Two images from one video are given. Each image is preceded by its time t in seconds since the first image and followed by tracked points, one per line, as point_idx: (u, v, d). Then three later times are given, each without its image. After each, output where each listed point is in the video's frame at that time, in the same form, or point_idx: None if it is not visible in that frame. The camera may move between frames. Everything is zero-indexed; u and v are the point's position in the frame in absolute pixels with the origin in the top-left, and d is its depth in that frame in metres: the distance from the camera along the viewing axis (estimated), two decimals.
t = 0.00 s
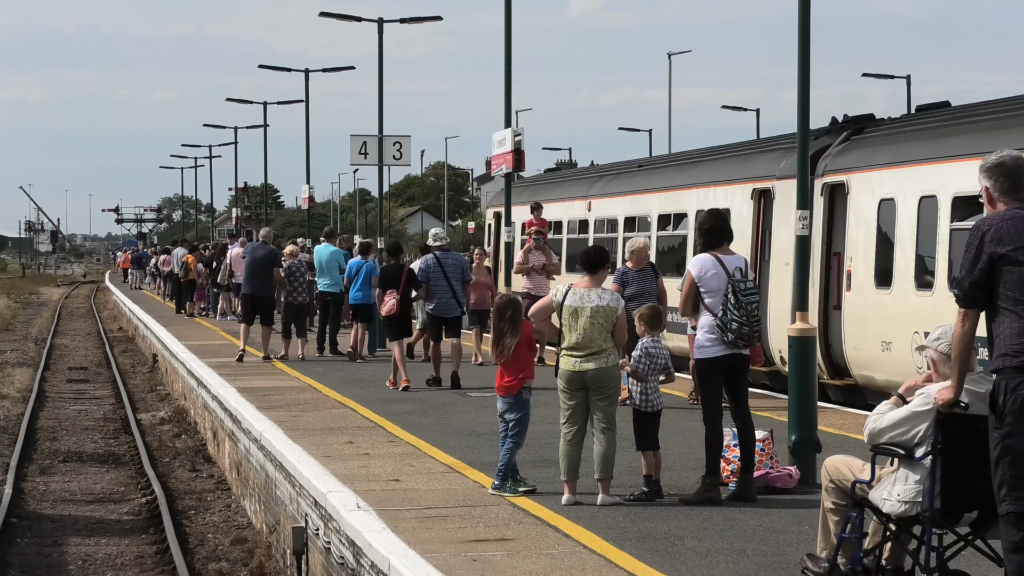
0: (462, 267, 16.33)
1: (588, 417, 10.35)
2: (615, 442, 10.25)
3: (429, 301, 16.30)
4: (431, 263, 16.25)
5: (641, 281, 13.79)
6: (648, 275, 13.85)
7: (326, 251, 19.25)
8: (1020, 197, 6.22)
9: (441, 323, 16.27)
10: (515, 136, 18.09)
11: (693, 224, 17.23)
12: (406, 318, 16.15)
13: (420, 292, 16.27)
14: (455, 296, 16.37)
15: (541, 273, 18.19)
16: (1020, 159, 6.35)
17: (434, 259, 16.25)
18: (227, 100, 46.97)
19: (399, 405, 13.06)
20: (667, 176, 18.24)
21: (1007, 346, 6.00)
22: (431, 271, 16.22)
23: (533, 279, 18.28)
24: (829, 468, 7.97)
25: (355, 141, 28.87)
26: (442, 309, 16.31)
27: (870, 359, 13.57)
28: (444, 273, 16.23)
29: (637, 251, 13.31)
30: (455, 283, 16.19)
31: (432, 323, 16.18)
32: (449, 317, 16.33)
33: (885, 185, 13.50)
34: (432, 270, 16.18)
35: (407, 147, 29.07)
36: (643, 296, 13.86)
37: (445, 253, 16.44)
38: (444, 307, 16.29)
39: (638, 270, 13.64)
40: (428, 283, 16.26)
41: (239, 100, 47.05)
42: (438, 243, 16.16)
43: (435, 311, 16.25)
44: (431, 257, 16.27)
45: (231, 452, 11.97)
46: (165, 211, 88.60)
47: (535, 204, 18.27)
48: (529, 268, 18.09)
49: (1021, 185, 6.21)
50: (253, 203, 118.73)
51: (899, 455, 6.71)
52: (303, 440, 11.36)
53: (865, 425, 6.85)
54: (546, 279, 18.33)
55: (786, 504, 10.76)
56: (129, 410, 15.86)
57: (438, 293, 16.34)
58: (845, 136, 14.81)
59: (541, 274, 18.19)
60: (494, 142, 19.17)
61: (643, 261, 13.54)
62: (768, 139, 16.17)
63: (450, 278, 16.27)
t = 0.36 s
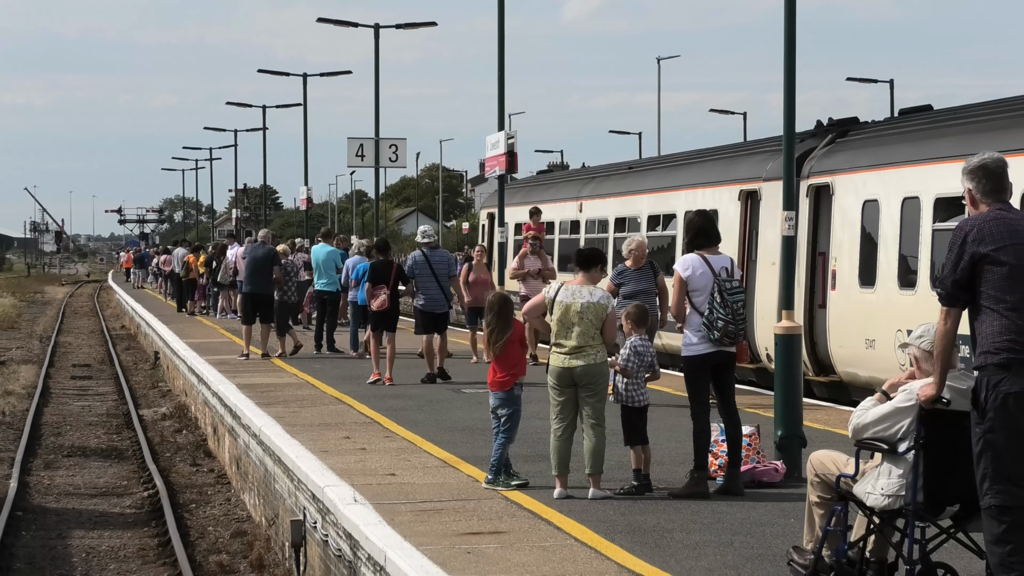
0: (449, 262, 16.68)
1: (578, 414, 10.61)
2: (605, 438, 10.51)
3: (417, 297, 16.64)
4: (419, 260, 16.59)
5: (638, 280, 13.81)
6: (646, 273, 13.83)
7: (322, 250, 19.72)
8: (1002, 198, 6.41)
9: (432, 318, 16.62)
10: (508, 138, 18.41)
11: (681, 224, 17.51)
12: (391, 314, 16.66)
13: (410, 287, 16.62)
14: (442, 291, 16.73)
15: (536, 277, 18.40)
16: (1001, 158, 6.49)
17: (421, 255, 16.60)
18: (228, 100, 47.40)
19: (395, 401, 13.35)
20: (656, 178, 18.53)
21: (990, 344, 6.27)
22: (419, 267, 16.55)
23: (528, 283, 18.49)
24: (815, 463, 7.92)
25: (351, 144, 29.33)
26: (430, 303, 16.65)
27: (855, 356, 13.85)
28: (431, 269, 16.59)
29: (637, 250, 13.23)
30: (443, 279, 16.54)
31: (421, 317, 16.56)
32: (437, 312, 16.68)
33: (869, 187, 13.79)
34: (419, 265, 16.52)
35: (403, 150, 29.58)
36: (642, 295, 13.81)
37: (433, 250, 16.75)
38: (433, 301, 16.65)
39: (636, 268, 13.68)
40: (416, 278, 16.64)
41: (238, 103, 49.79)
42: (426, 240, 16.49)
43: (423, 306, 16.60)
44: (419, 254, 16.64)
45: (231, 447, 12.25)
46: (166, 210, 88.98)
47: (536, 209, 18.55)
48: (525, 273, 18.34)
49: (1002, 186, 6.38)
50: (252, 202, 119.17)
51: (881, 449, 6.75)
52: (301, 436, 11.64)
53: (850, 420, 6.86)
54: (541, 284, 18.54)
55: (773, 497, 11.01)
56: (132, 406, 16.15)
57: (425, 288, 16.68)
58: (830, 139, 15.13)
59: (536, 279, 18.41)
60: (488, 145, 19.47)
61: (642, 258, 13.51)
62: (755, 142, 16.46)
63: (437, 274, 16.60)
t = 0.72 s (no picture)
0: (444, 266, 17.08)
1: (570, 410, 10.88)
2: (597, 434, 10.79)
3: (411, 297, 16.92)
4: (417, 261, 16.90)
5: (632, 279, 14.06)
6: (639, 272, 14.08)
7: (320, 250, 19.92)
8: (986, 200, 6.49)
9: (426, 318, 16.91)
10: (503, 141, 18.70)
11: (671, 225, 17.81)
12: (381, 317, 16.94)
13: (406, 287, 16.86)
14: (437, 293, 17.06)
15: (533, 273, 18.62)
16: (986, 161, 6.58)
17: (420, 257, 16.91)
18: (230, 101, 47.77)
19: (392, 398, 13.64)
20: (647, 180, 18.84)
21: (975, 342, 6.37)
22: (417, 268, 16.85)
23: (525, 279, 18.71)
24: (800, 457, 7.98)
25: (349, 147, 29.68)
26: (424, 304, 16.96)
27: (842, 354, 14.15)
28: (428, 271, 16.90)
29: (630, 246, 13.47)
30: (439, 280, 16.87)
31: (415, 317, 16.86)
32: (430, 313, 16.98)
33: (854, 188, 14.10)
34: (418, 266, 16.83)
35: (401, 153, 29.90)
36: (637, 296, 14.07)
37: (429, 252, 17.10)
38: (427, 300, 16.90)
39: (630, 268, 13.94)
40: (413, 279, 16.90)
41: (238, 107, 53.23)
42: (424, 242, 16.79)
43: (417, 307, 16.88)
44: (417, 255, 16.93)
45: (232, 442, 12.55)
46: (167, 211, 89.33)
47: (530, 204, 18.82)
48: (521, 268, 18.53)
49: (986, 188, 6.45)
50: (254, 202, 119.57)
51: (866, 444, 6.83)
52: (301, 432, 11.92)
53: (835, 416, 6.94)
54: (537, 280, 18.76)
55: (761, 492, 11.29)
56: (135, 402, 16.44)
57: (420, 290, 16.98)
58: (816, 142, 15.46)
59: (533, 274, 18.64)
60: (484, 147, 19.75)
61: (635, 257, 13.80)
62: (743, 145, 16.75)
63: (434, 276, 16.95)
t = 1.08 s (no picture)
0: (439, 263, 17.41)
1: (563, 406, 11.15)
2: (589, 429, 11.06)
3: (407, 294, 17.29)
4: (415, 260, 17.18)
5: (633, 281, 14.38)
6: (640, 274, 14.41)
7: (320, 250, 20.14)
8: (969, 200, 6.50)
9: (424, 315, 17.29)
10: (498, 144, 19.00)
11: (662, 226, 18.11)
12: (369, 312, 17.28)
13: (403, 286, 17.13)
14: (433, 290, 17.44)
15: (531, 274, 18.94)
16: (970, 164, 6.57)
17: (418, 256, 17.22)
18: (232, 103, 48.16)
19: (390, 394, 13.94)
20: (638, 181, 19.14)
21: (960, 339, 6.31)
22: (415, 267, 17.15)
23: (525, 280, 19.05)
24: (787, 452, 8.14)
25: (348, 149, 30.03)
26: (421, 301, 17.35)
27: (828, 352, 14.47)
28: (424, 270, 17.20)
29: (632, 252, 13.74)
30: (435, 279, 17.23)
31: (411, 313, 17.25)
32: (427, 309, 17.39)
33: (840, 190, 14.41)
34: (416, 265, 17.12)
35: (399, 155, 30.23)
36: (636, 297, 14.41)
37: (425, 250, 17.44)
38: (423, 298, 17.29)
39: (630, 269, 14.26)
40: (410, 277, 17.19)
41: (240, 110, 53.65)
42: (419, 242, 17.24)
43: (413, 303, 17.28)
44: (415, 254, 17.24)
45: (233, 438, 12.85)
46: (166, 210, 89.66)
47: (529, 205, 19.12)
48: (519, 270, 18.92)
49: (971, 189, 6.47)
50: (254, 201, 120.28)
51: (852, 439, 7.00)
52: (302, 427, 12.22)
53: (821, 412, 7.09)
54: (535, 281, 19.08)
55: (749, 486, 11.58)
56: (139, 399, 16.75)
57: (416, 287, 17.32)
58: (803, 144, 15.78)
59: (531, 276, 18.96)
60: (479, 150, 20.04)
61: (637, 260, 14.11)
62: (732, 147, 17.05)
63: (431, 274, 17.30)
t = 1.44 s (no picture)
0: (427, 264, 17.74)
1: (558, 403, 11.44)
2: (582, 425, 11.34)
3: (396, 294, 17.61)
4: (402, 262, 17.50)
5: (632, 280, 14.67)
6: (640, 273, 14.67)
7: (320, 250, 20.45)
8: (954, 202, 6.65)
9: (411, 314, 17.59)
10: (493, 147, 19.30)
11: (654, 227, 18.41)
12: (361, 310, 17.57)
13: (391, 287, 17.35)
14: (422, 290, 17.70)
15: (529, 274, 19.19)
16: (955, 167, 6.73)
17: (403, 258, 17.50)
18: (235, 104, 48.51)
19: (388, 391, 14.24)
20: (631, 183, 19.45)
21: (945, 338, 6.48)
22: (403, 269, 17.45)
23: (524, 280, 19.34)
24: (776, 449, 8.37)
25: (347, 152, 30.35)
26: (409, 301, 17.63)
27: (815, 349, 14.78)
28: (412, 272, 17.52)
29: (635, 252, 14.05)
30: (423, 280, 17.52)
31: (401, 313, 17.56)
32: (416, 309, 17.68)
33: (827, 192, 14.72)
34: (403, 268, 17.43)
35: (398, 158, 30.55)
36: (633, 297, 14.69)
37: (413, 252, 17.75)
38: (410, 298, 17.57)
39: (630, 269, 14.55)
40: (398, 279, 17.51)
41: (242, 112, 54.00)
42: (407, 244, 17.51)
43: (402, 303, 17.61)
44: (401, 256, 17.51)
45: (235, 434, 13.14)
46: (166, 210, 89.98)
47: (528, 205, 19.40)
48: (517, 270, 19.13)
49: (955, 192, 6.63)
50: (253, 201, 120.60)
51: (838, 435, 7.28)
52: (302, 423, 12.52)
53: (809, 410, 7.35)
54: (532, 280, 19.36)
55: (738, 480, 11.88)
56: (144, 395, 17.06)
57: (405, 288, 17.60)
58: (792, 148, 16.09)
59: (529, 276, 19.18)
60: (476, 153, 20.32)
61: (639, 258, 14.40)
62: (723, 150, 17.35)
63: (418, 276, 17.58)
